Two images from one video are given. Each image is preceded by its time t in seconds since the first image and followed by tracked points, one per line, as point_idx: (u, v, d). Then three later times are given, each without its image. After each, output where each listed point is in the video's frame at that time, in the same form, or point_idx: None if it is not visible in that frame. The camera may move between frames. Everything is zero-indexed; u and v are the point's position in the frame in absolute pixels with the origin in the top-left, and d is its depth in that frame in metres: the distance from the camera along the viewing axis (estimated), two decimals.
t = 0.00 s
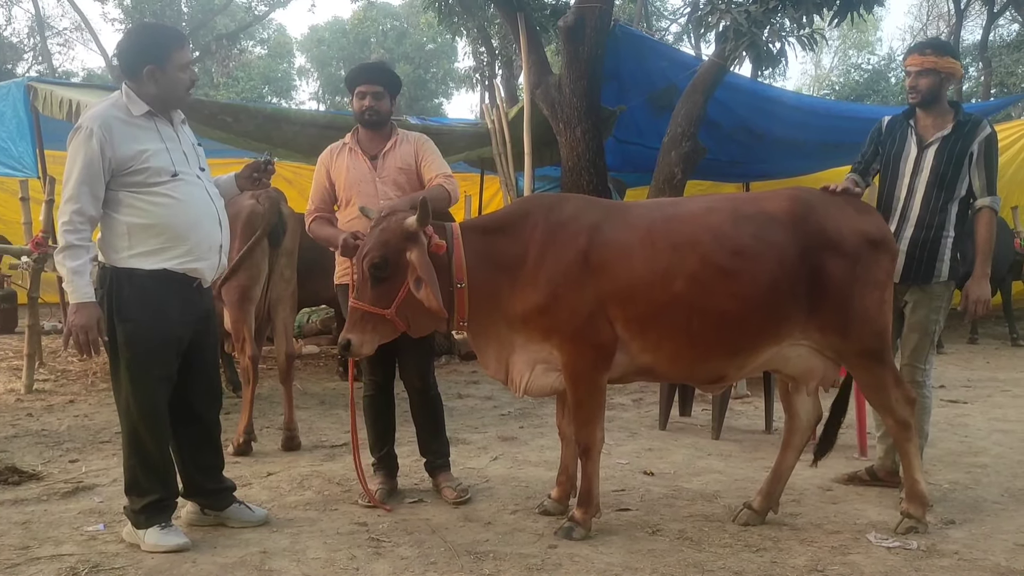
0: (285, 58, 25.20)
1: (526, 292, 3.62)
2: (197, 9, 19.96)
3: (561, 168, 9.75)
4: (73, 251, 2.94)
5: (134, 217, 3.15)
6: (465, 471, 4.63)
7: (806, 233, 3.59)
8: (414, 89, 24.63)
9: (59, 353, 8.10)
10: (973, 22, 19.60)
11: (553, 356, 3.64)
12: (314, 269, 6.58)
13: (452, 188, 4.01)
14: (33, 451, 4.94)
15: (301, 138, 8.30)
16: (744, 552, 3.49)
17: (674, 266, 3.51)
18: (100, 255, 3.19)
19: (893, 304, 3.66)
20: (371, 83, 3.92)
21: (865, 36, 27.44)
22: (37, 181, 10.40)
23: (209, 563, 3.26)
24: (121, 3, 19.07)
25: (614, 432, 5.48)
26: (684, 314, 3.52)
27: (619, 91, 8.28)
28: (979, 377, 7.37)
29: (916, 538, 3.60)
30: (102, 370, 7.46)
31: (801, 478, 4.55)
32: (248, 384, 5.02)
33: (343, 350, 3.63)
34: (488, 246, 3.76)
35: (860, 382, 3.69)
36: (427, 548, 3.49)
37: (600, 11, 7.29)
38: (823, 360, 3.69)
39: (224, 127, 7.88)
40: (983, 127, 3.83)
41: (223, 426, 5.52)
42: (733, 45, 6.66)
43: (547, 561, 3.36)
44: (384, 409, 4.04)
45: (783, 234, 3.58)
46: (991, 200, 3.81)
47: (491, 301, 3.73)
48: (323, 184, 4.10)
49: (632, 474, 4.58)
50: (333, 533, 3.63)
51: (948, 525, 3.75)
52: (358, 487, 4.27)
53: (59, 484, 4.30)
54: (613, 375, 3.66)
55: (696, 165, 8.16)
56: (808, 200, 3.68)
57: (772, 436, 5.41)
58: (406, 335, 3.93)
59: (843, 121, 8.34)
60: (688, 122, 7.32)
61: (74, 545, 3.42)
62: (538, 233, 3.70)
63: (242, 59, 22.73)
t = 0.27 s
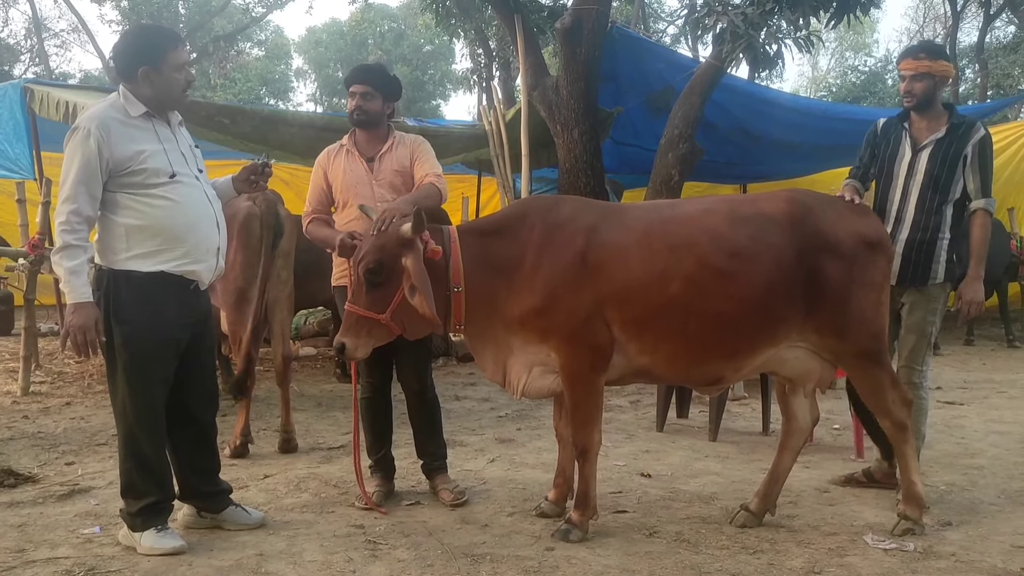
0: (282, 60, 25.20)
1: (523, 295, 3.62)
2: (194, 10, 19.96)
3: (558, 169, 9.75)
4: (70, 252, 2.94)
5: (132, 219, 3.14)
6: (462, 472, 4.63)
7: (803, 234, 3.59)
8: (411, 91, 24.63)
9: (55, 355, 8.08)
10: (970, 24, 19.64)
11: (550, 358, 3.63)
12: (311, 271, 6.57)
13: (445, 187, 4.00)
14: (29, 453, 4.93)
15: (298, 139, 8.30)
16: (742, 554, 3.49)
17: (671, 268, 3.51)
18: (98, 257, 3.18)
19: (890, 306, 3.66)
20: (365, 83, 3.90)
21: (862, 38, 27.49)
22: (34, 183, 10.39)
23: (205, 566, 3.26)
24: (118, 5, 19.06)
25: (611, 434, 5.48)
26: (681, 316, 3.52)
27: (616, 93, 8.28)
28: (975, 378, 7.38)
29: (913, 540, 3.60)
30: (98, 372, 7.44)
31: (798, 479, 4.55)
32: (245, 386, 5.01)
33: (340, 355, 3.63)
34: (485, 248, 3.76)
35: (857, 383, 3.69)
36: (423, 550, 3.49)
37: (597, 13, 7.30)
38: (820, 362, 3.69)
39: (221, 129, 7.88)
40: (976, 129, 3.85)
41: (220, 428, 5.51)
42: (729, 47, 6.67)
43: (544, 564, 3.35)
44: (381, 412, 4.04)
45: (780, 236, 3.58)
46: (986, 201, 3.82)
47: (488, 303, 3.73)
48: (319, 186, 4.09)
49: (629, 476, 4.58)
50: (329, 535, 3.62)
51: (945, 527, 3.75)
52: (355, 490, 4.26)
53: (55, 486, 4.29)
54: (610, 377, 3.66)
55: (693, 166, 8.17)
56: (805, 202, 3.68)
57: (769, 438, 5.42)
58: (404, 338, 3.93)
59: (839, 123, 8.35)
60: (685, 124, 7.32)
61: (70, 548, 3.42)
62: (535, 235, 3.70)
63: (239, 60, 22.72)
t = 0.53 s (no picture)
0: (280, 62, 25.20)
1: (521, 297, 3.63)
2: (192, 12, 19.96)
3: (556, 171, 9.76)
4: (69, 255, 2.94)
5: (130, 221, 3.14)
6: (460, 474, 4.63)
7: (800, 236, 3.60)
8: (409, 93, 24.64)
9: (53, 357, 8.08)
10: (966, 26, 19.68)
11: (548, 360, 3.64)
12: (309, 273, 6.58)
13: (427, 191, 3.92)
14: (26, 456, 4.93)
15: (296, 142, 8.30)
16: (739, 556, 3.49)
17: (669, 270, 3.51)
18: (95, 259, 3.18)
19: (887, 307, 3.67)
20: (363, 86, 3.92)
21: (859, 40, 27.53)
22: (31, 185, 10.39)
23: (203, 568, 3.26)
24: (115, 7, 19.06)
25: (609, 436, 5.48)
26: (679, 318, 3.53)
27: (613, 96, 8.30)
28: (972, 379, 7.39)
29: (910, 542, 3.61)
30: (96, 374, 7.44)
31: (796, 481, 4.56)
32: (242, 388, 5.01)
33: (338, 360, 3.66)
34: (483, 251, 3.77)
35: (854, 385, 3.70)
36: (421, 552, 3.49)
37: (595, 15, 7.32)
38: (817, 363, 3.70)
39: (219, 131, 7.88)
40: (972, 131, 3.86)
41: (217, 430, 5.51)
42: (726, 50, 6.68)
43: (542, 565, 3.36)
44: (379, 414, 4.04)
45: (778, 238, 3.59)
46: (980, 204, 3.83)
47: (486, 305, 3.74)
48: (319, 189, 4.10)
49: (627, 478, 4.58)
50: (327, 538, 3.63)
51: (942, 529, 3.75)
52: (353, 492, 4.26)
53: (53, 489, 4.29)
54: (608, 379, 3.66)
55: (691, 168, 8.18)
56: (802, 203, 3.69)
57: (766, 440, 5.42)
58: (401, 342, 3.93)
59: (836, 125, 8.37)
60: (682, 126, 7.33)
61: (67, 550, 3.42)
62: (533, 237, 3.70)
63: (237, 62, 22.72)
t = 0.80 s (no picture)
0: (278, 64, 25.20)
1: (518, 298, 3.63)
2: (189, 14, 19.96)
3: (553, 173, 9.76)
4: (64, 256, 2.94)
5: (125, 222, 3.14)
6: (457, 476, 4.63)
7: (798, 237, 3.60)
8: (406, 95, 24.64)
9: (50, 359, 8.06)
10: (963, 28, 19.72)
11: (546, 362, 3.64)
12: (306, 275, 6.57)
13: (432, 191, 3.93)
14: (23, 458, 4.92)
15: (293, 143, 8.30)
16: (737, 557, 3.49)
17: (667, 271, 3.52)
18: (91, 261, 3.17)
19: (884, 309, 3.67)
20: (360, 87, 3.92)
21: (856, 42, 27.57)
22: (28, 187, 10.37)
23: (200, 570, 3.25)
24: (112, 8, 19.05)
25: (607, 437, 5.48)
26: (677, 319, 3.53)
27: (610, 97, 8.29)
28: (969, 380, 7.40)
29: (908, 543, 3.61)
30: (93, 376, 7.43)
31: (793, 482, 4.56)
32: (239, 389, 5.01)
33: (336, 364, 3.66)
34: (481, 253, 3.77)
35: (851, 386, 3.70)
36: (419, 553, 3.49)
37: (592, 17, 7.33)
38: (815, 364, 3.70)
39: (216, 133, 7.88)
40: (970, 132, 3.87)
41: (215, 432, 5.50)
42: (724, 51, 6.69)
43: (539, 567, 3.35)
44: (376, 416, 4.04)
45: (775, 238, 3.59)
46: (979, 204, 3.85)
47: (484, 307, 3.74)
48: (317, 190, 4.10)
49: (624, 479, 4.58)
50: (324, 539, 3.62)
51: (940, 529, 3.76)
52: (350, 493, 4.26)
53: (49, 490, 4.28)
54: (606, 380, 3.66)
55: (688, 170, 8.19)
56: (800, 205, 3.69)
57: (764, 441, 5.42)
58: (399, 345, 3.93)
59: (833, 127, 8.39)
60: (680, 127, 7.34)
61: (64, 552, 3.41)
62: (531, 238, 3.70)
63: (234, 64, 22.70)
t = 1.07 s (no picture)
0: (274, 64, 25.17)
1: (515, 300, 3.63)
2: (186, 15, 19.92)
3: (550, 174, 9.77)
4: (57, 257, 2.94)
5: (119, 224, 3.13)
6: (454, 477, 4.62)
7: (794, 239, 3.60)
8: (403, 95, 24.63)
9: (45, 360, 8.04)
10: (959, 30, 19.78)
11: (542, 363, 3.64)
12: (302, 276, 6.56)
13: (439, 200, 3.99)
14: (18, 459, 4.91)
15: (289, 144, 8.29)
16: (733, 558, 3.49)
17: (663, 273, 3.52)
18: (85, 263, 3.17)
19: (880, 310, 3.67)
20: (359, 88, 3.91)
21: (852, 43, 27.61)
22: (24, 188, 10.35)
23: (195, 572, 3.24)
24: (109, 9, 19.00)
25: (603, 439, 5.48)
26: (673, 321, 3.53)
27: (607, 99, 8.30)
28: (965, 381, 7.42)
29: (903, 544, 3.61)
30: (89, 377, 7.41)
31: (789, 483, 4.56)
32: (235, 391, 5.00)
33: (332, 366, 3.66)
34: (477, 255, 3.77)
35: (848, 387, 3.70)
36: (415, 555, 3.48)
37: (589, 18, 7.32)
38: (811, 366, 3.70)
39: (212, 134, 7.87)
40: (964, 133, 3.88)
41: (210, 434, 5.49)
42: (720, 53, 6.69)
43: (536, 568, 3.35)
44: (372, 417, 4.04)
45: (771, 240, 3.59)
46: (975, 205, 3.86)
47: (480, 308, 3.74)
48: (313, 192, 4.10)
49: (621, 481, 4.58)
50: (321, 541, 3.61)
51: (935, 531, 3.76)
52: (346, 495, 4.25)
53: (44, 492, 4.27)
54: (602, 381, 3.66)
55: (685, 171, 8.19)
56: (796, 206, 3.69)
57: (760, 442, 5.43)
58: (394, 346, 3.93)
59: (829, 128, 8.40)
60: (676, 128, 7.34)
61: (59, 554, 3.40)
62: (527, 240, 3.70)
63: (230, 64, 22.68)
